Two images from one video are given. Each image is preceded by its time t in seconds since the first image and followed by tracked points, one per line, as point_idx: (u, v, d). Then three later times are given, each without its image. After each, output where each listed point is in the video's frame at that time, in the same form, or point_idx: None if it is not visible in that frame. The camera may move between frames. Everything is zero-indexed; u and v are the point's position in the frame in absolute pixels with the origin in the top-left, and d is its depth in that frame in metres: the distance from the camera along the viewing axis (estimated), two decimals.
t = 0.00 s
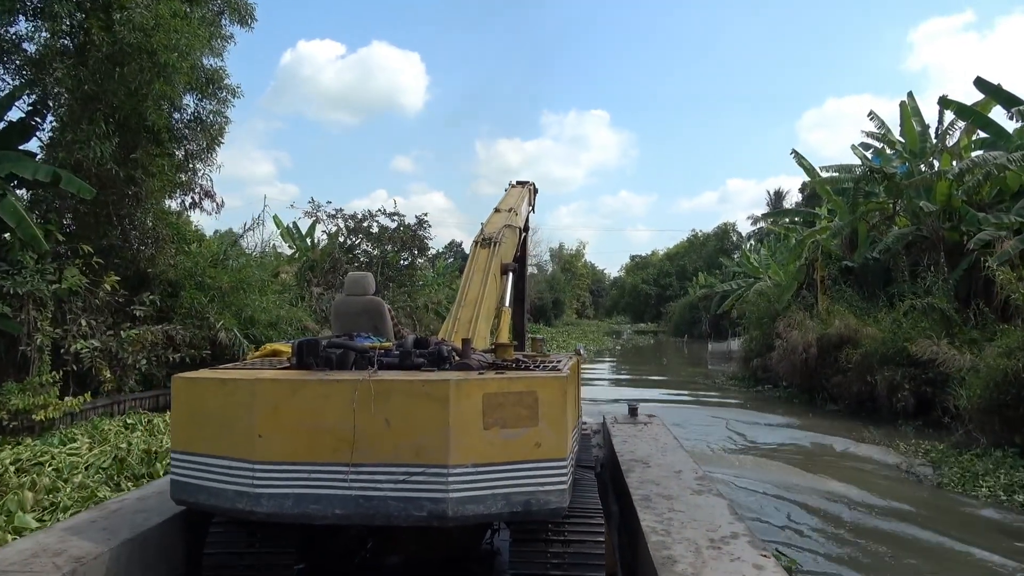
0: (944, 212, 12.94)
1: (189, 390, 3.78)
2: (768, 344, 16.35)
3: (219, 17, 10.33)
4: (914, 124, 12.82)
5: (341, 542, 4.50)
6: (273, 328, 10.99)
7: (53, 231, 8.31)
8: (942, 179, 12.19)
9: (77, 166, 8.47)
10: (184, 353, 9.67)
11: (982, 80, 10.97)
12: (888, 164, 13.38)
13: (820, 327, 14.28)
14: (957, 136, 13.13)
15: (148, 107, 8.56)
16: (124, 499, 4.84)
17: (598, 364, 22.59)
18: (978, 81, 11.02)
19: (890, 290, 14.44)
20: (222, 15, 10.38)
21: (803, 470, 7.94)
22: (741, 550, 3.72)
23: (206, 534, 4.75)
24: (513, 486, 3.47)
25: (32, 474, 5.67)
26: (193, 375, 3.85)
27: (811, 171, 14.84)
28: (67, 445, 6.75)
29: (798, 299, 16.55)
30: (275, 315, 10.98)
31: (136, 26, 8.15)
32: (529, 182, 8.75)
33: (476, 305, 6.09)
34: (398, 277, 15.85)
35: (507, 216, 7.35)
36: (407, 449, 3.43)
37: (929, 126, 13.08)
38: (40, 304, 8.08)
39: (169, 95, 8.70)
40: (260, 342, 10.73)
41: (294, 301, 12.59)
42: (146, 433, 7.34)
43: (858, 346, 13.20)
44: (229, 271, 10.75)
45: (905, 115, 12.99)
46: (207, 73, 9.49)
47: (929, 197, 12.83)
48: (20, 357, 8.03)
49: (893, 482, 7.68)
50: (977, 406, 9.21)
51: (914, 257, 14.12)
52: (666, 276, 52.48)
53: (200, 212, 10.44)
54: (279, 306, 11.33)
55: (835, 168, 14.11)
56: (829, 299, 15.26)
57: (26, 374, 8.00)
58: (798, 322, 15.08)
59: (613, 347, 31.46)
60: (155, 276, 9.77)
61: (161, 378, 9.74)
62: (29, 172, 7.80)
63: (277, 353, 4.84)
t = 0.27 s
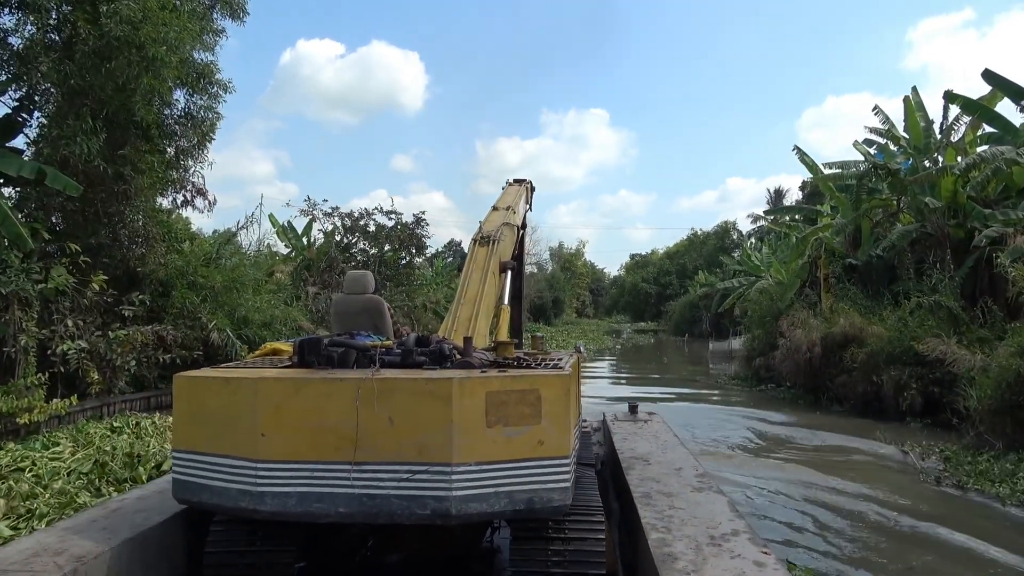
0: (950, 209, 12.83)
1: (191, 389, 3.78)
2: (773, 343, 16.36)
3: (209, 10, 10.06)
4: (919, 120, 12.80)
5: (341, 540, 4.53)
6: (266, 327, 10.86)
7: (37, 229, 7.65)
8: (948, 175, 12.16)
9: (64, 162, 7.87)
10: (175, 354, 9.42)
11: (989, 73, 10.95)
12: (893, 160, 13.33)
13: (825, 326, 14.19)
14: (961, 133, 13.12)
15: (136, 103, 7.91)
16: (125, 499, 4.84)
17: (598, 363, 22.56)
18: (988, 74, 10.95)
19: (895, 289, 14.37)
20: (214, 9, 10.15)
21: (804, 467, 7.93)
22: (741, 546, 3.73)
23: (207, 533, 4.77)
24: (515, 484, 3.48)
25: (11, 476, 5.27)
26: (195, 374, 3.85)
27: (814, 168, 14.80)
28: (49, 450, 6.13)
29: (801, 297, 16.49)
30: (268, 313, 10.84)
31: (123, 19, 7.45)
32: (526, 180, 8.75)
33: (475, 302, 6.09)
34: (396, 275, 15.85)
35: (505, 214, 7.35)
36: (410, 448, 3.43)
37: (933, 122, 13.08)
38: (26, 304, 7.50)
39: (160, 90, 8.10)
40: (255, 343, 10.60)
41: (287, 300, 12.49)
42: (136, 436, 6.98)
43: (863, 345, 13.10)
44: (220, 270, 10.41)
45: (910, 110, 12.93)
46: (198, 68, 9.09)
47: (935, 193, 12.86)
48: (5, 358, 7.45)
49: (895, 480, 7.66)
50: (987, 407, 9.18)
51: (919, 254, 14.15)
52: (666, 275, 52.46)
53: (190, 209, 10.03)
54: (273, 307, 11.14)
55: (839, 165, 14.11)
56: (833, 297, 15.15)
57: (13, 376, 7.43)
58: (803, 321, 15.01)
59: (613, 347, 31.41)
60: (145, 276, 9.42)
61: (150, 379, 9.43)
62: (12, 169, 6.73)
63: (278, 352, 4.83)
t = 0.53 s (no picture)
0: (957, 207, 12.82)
1: (195, 388, 3.79)
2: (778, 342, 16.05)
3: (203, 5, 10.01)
4: (926, 116, 12.76)
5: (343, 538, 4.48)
6: (260, 327, 10.94)
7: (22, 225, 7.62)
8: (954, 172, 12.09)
9: (50, 157, 7.83)
10: (166, 353, 9.35)
11: (1000, 68, 10.88)
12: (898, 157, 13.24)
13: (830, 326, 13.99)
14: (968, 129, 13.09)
15: (126, 98, 7.89)
16: (128, 497, 4.85)
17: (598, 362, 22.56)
18: (1000, 69, 10.84)
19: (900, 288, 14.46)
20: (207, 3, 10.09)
21: (805, 466, 7.92)
22: (743, 545, 3.74)
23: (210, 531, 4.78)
24: (520, 482, 3.49)
25: None
26: (199, 373, 3.86)
27: (818, 164, 14.73)
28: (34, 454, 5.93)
29: (805, 297, 16.38)
30: (261, 314, 10.92)
31: (109, 8, 7.48)
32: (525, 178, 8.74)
33: (476, 302, 6.10)
34: (395, 273, 15.82)
35: (506, 213, 7.36)
36: (415, 446, 3.44)
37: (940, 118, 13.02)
38: (11, 302, 7.37)
39: (149, 83, 8.09)
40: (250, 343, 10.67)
41: (281, 300, 12.42)
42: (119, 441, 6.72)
43: (870, 345, 12.92)
44: (213, 268, 10.63)
45: (917, 106, 12.85)
46: (189, 61, 9.05)
47: (941, 190, 12.72)
48: None
49: (898, 478, 7.65)
50: (1001, 409, 8.80)
51: (927, 253, 13.95)
52: (668, 273, 52.44)
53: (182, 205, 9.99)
54: (269, 306, 11.32)
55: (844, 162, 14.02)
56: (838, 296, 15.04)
57: None
58: (808, 321, 14.78)
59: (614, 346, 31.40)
60: (136, 274, 9.40)
61: (140, 379, 9.41)
62: None
63: (280, 351, 4.83)
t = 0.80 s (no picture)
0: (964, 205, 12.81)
1: (198, 388, 3.79)
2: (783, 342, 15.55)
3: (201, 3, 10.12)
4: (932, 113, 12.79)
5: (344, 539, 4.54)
6: (254, 327, 11.07)
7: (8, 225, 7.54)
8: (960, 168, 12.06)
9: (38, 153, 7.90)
10: (156, 353, 9.52)
11: (1009, 63, 10.88)
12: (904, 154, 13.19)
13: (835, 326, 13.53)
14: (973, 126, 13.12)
15: (114, 94, 8.04)
16: (131, 497, 4.86)
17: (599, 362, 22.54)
18: (1009, 64, 10.82)
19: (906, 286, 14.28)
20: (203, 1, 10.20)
21: (806, 465, 7.93)
22: (746, 544, 3.74)
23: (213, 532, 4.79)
24: (524, 482, 3.49)
25: None
26: (203, 373, 3.86)
27: (821, 162, 14.70)
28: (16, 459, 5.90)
29: (809, 295, 16.26)
30: (254, 313, 11.04)
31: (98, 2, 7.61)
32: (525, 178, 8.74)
33: (477, 302, 6.10)
34: (394, 272, 15.80)
35: (507, 213, 7.37)
36: (419, 446, 3.45)
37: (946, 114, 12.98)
38: None
39: (138, 77, 8.20)
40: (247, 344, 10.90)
41: (271, 297, 12.40)
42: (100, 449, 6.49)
43: (877, 345, 12.46)
44: (206, 267, 10.83)
45: (923, 103, 12.88)
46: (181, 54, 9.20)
47: (947, 187, 12.65)
48: None
49: (900, 477, 7.64)
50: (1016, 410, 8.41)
51: (932, 251, 14.07)
52: (669, 272, 52.44)
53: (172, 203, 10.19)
54: (264, 306, 11.47)
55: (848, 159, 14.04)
56: (843, 295, 14.84)
57: None
58: (814, 321, 14.32)
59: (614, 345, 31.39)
60: (127, 273, 9.52)
61: (132, 380, 9.55)
62: None
63: (283, 351, 4.83)
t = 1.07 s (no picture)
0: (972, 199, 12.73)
1: (204, 390, 3.79)
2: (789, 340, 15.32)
3: None
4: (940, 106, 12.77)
5: (348, 540, 4.58)
6: (248, 328, 11.13)
7: None
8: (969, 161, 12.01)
9: (24, 151, 7.90)
10: (145, 356, 9.53)
11: (1017, 53, 10.88)
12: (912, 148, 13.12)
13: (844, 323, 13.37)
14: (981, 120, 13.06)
15: (98, 90, 8.05)
16: (137, 499, 4.87)
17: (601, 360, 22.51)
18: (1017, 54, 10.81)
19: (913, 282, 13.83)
20: None
21: (810, 462, 7.93)
22: (752, 543, 3.74)
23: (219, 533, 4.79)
24: (531, 481, 3.49)
25: None
26: (208, 375, 3.87)
27: (826, 157, 14.68)
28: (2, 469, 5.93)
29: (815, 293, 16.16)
30: (248, 314, 11.11)
31: None
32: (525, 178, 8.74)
33: (480, 302, 6.09)
34: (392, 272, 15.66)
35: (509, 213, 7.37)
36: (426, 445, 3.45)
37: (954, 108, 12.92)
38: None
39: (123, 70, 8.20)
40: (240, 347, 10.84)
41: (265, 298, 12.39)
42: (83, 462, 6.34)
43: (886, 343, 12.19)
44: (200, 267, 11.06)
45: (930, 96, 12.80)
46: (171, 49, 9.32)
47: (955, 181, 12.57)
48: None
49: (905, 474, 7.63)
50: None
51: (941, 246, 13.71)
52: (670, 270, 52.42)
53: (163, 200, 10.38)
54: (258, 306, 11.54)
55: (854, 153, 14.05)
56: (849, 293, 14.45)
57: None
58: (822, 318, 14.15)
59: (616, 344, 31.36)
60: (116, 274, 9.54)
61: (122, 385, 9.49)
62: None
63: (287, 352, 4.83)
